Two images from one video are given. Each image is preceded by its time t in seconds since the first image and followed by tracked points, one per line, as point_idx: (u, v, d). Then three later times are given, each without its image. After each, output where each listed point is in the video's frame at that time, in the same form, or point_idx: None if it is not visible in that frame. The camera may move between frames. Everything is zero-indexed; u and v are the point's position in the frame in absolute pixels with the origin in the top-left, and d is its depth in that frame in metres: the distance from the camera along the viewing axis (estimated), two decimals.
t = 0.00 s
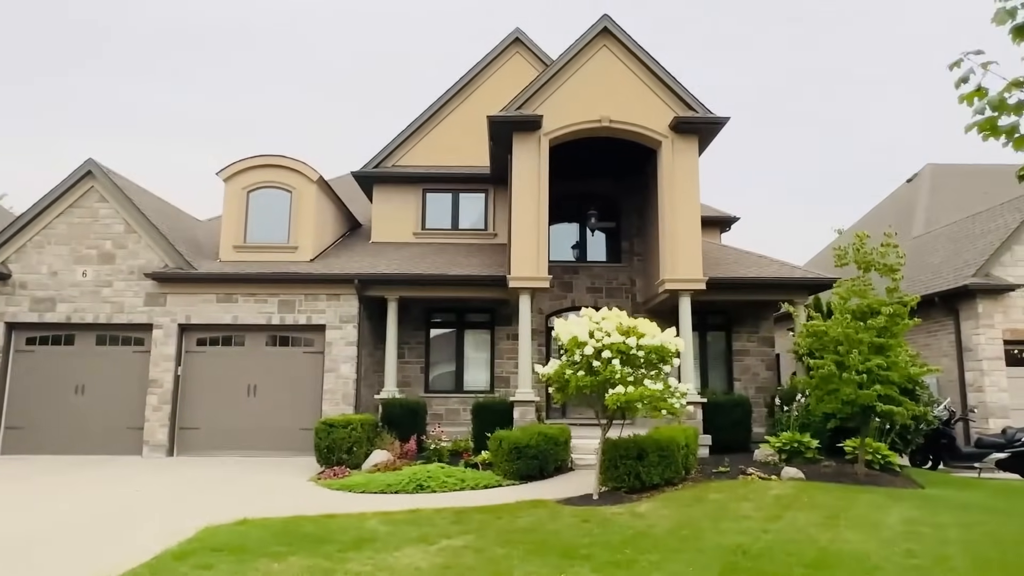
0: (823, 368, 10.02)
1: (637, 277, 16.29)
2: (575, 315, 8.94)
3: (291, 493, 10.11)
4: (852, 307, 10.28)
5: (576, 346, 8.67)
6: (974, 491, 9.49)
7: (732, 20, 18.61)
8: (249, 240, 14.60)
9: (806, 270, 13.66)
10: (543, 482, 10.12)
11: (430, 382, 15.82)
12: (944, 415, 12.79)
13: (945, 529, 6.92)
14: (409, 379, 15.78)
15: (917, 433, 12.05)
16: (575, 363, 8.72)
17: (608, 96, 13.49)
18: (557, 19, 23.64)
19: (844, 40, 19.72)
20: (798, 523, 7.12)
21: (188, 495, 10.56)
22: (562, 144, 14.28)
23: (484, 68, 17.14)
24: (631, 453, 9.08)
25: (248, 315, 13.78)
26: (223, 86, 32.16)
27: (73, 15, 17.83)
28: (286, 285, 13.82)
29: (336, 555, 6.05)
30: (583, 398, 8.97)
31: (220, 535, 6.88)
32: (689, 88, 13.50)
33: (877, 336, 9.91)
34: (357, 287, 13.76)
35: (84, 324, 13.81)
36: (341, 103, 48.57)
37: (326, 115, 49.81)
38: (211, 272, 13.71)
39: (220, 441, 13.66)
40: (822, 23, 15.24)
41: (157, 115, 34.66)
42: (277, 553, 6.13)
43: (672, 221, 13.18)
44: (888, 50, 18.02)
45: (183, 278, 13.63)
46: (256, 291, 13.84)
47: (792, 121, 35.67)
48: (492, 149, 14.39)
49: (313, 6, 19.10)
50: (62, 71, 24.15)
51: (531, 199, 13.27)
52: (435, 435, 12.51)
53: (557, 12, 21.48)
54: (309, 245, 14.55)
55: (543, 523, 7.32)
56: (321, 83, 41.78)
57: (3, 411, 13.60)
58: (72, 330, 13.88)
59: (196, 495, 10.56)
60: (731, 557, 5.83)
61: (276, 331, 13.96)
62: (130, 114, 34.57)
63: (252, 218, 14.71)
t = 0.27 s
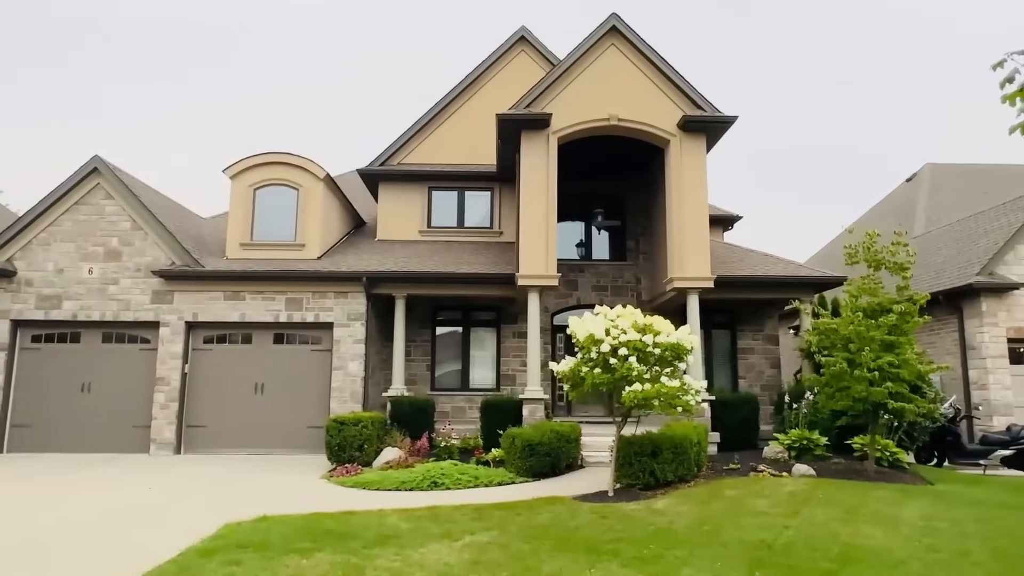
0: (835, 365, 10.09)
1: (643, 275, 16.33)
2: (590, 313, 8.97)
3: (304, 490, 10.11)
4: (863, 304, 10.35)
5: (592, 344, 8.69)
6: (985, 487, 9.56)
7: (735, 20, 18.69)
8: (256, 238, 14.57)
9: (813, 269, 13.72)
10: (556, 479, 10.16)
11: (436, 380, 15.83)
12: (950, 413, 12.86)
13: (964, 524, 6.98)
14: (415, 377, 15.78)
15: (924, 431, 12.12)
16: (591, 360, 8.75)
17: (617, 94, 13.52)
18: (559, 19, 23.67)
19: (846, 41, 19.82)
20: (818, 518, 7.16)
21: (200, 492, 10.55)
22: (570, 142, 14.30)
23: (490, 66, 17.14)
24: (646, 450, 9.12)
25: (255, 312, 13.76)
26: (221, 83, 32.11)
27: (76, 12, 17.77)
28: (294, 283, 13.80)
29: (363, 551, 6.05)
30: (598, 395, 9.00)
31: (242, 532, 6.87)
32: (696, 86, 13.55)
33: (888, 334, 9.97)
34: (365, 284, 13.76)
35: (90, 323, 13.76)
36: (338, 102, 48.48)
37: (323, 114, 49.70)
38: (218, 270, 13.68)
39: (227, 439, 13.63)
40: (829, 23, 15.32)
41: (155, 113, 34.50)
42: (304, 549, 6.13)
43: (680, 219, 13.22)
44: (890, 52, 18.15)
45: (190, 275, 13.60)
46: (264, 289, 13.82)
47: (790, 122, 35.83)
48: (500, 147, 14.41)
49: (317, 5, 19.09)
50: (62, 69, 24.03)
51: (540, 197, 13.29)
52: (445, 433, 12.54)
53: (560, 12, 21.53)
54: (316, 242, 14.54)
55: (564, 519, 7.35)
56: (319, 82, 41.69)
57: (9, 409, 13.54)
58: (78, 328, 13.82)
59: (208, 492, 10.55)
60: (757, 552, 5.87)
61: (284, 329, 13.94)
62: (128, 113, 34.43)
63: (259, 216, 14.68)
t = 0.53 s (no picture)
0: (852, 363, 10.12)
1: (652, 273, 16.33)
2: (608, 311, 8.96)
3: (322, 487, 10.12)
4: (879, 302, 10.38)
5: (613, 341, 8.66)
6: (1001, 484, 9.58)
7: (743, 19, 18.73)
8: (267, 235, 14.55)
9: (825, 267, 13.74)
10: (573, 477, 10.18)
11: (446, 377, 15.84)
12: (962, 411, 12.88)
13: (988, 522, 7.01)
14: (425, 374, 15.79)
15: (937, 429, 12.13)
16: (611, 358, 8.73)
17: (629, 91, 13.52)
18: (565, 18, 23.68)
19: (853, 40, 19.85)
20: (842, 515, 7.19)
21: (216, 489, 10.55)
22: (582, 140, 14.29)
23: (499, 64, 17.12)
24: (665, 447, 9.14)
25: (267, 310, 13.75)
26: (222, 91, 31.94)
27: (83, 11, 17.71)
28: (306, 281, 13.78)
29: (394, 549, 6.06)
30: (617, 393, 9.00)
31: (268, 530, 6.87)
32: (709, 84, 13.55)
33: (905, 331, 9.99)
34: (377, 282, 13.77)
35: (101, 320, 13.74)
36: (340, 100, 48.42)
37: (324, 112, 49.65)
38: (230, 267, 13.67)
39: (239, 436, 13.62)
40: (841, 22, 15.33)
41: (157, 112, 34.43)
42: (334, 547, 6.14)
43: (692, 217, 13.24)
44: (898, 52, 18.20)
45: (202, 273, 13.58)
46: (275, 286, 13.81)
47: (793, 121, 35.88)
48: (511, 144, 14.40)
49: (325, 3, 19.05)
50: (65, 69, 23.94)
51: (552, 196, 13.29)
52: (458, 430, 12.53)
53: (567, 11, 21.55)
54: (327, 240, 14.53)
55: (588, 517, 7.36)
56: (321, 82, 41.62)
57: (20, 406, 13.52)
58: (89, 325, 13.80)
59: (224, 490, 10.55)
60: (788, 550, 5.89)
61: (295, 326, 13.93)
62: (131, 113, 34.37)
63: (270, 213, 14.66)
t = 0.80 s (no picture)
0: (874, 357, 10.13)
1: (666, 268, 16.31)
2: (632, 305, 9.00)
3: (344, 481, 10.14)
4: (901, 296, 10.32)
5: (638, 336, 8.68)
6: None
7: (755, 14, 18.70)
8: (282, 230, 14.55)
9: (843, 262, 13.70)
10: (594, 471, 10.18)
11: (460, 372, 15.85)
12: (980, 405, 12.85)
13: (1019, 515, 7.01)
14: (439, 369, 15.80)
15: (955, 424, 12.09)
16: (636, 352, 8.75)
17: (646, 85, 13.49)
18: (575, 15, 23.66)
19: (865, 35, 19.81)
20: (872, 508, 7.20)
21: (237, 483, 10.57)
22: (597, 134, 14.27)
23: (513, 58, 17.09)
24: (688, 442, 9.13)
25: (283, 305, 13.76)
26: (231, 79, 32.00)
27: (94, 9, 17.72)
28: (322, 275, 13.80)
29: (429, 542, 6.07)
30: (641, 387, 9.01)
31: (300, 524, 6.88)
32: (725, 78, 13.50)
33: (926, 326, 9.93)
34: (394, 277, 13.78)
35: (118, 315, 13.76)
36: (345, 96, 48.43)
37: (329, 109, 49.66)
38: (246, 262, 13.68)
39: (256, 431, 13.63)
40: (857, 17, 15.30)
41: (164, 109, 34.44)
42: (370, 541, 6.15)
43: (709, 211, 13.23)
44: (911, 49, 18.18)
45: (218, 268, 13.59)
46: (291, 281, 13.82)
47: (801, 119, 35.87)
48: (527, 139, 14.38)
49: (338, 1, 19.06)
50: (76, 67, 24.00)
51: (569, 190, 13.28)
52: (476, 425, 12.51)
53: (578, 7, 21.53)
54: (343, 234, 14.53)
55: (617, 511, 7.37)
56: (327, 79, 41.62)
57: (37, 401, 13.55)
58: (106, 320, 13.82)
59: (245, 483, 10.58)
60: (824, 542, 5.90)
61: (311, 321, 13.94)
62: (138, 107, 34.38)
63: (285, 208, 14.66)
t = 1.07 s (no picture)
0: (902, 351, 10.06)
1: (684, 261, 16.24)
2: (661, 298, 8.93)
3: (369, 473, 10.14)
4: (928, 289, 10.29)
5: (667, 330, 8.62)
6: None
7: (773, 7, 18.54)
8: (300, 224, 14.52)
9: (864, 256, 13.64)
10: (619, 465, 10.16)
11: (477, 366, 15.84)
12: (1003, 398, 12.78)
13: None
14: (456, 363, 15.79)
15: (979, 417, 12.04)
16: (665, 346, 8.70)
17: (666, 77, 13.40)
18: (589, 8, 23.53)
19: (882, 30, 19.68)
20: (907, 503, 7.17)
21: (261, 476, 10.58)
22: (617, 126, 14.20)
23: (529, 50, 16.97)
24: (716, 436, 9.10)
25: (302, 298, 13.75)
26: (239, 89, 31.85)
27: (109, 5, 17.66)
28: (341, 269, 13.78)
29: (469, 536, 6.05)
30: (669, 381, 8.98)
31: (335, 518, 6.88)
32: (746, 69, 13.41)
33: (955, 319, 9.90)
34: (413, 270, 13.75)
35: (138, 308, 13.78)
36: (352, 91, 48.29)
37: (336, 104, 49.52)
38: (266, 256, 13.66)
39: (275, 425, 13.65)
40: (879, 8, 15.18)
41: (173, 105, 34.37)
42: (408, 535, 6.14)
43: (730, 204, 13.16)
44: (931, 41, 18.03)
45: (238, 262, 13.58)
46: (310, 274, 13.80)
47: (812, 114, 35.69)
48: (546, 131, 14.31)
49: None
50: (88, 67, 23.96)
51: (589, 183, 13.23)
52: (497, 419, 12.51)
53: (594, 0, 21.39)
54: (361, 228, 14.49)
55: (651, 505, 7.35)
56: (335, 75, 41.47)
57: (58, 393, 13.59)
58: (126, 313, 13.84)
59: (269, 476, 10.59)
60: (866, 537, 5.87)
61: (331, 315, 13.93)
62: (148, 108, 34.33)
63: (303, 202, 14.63)
